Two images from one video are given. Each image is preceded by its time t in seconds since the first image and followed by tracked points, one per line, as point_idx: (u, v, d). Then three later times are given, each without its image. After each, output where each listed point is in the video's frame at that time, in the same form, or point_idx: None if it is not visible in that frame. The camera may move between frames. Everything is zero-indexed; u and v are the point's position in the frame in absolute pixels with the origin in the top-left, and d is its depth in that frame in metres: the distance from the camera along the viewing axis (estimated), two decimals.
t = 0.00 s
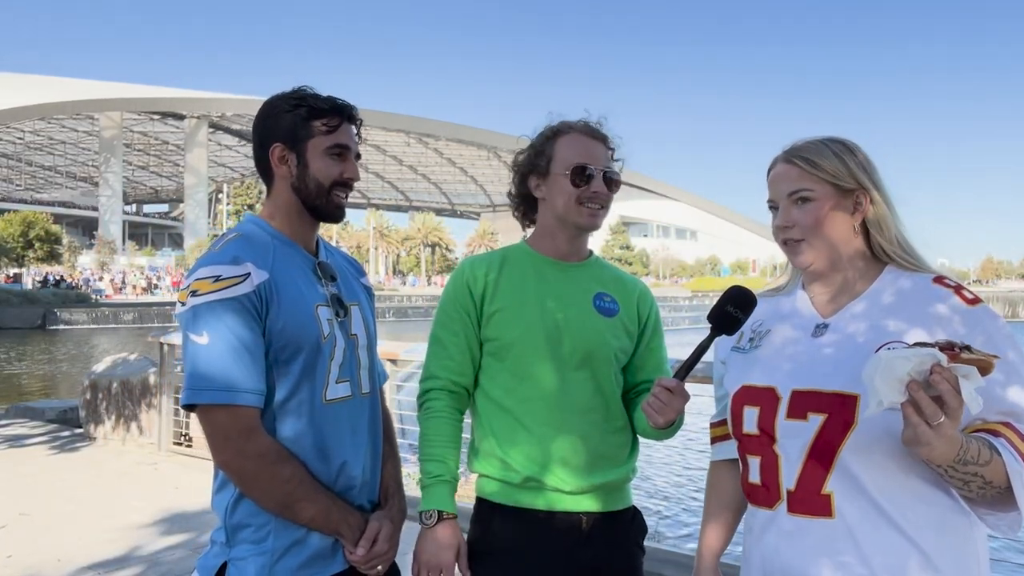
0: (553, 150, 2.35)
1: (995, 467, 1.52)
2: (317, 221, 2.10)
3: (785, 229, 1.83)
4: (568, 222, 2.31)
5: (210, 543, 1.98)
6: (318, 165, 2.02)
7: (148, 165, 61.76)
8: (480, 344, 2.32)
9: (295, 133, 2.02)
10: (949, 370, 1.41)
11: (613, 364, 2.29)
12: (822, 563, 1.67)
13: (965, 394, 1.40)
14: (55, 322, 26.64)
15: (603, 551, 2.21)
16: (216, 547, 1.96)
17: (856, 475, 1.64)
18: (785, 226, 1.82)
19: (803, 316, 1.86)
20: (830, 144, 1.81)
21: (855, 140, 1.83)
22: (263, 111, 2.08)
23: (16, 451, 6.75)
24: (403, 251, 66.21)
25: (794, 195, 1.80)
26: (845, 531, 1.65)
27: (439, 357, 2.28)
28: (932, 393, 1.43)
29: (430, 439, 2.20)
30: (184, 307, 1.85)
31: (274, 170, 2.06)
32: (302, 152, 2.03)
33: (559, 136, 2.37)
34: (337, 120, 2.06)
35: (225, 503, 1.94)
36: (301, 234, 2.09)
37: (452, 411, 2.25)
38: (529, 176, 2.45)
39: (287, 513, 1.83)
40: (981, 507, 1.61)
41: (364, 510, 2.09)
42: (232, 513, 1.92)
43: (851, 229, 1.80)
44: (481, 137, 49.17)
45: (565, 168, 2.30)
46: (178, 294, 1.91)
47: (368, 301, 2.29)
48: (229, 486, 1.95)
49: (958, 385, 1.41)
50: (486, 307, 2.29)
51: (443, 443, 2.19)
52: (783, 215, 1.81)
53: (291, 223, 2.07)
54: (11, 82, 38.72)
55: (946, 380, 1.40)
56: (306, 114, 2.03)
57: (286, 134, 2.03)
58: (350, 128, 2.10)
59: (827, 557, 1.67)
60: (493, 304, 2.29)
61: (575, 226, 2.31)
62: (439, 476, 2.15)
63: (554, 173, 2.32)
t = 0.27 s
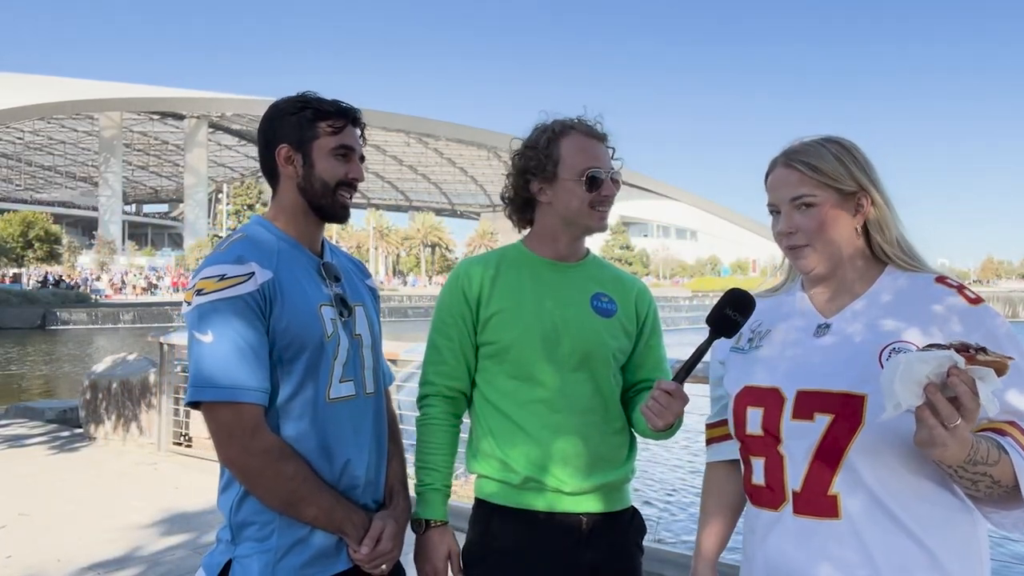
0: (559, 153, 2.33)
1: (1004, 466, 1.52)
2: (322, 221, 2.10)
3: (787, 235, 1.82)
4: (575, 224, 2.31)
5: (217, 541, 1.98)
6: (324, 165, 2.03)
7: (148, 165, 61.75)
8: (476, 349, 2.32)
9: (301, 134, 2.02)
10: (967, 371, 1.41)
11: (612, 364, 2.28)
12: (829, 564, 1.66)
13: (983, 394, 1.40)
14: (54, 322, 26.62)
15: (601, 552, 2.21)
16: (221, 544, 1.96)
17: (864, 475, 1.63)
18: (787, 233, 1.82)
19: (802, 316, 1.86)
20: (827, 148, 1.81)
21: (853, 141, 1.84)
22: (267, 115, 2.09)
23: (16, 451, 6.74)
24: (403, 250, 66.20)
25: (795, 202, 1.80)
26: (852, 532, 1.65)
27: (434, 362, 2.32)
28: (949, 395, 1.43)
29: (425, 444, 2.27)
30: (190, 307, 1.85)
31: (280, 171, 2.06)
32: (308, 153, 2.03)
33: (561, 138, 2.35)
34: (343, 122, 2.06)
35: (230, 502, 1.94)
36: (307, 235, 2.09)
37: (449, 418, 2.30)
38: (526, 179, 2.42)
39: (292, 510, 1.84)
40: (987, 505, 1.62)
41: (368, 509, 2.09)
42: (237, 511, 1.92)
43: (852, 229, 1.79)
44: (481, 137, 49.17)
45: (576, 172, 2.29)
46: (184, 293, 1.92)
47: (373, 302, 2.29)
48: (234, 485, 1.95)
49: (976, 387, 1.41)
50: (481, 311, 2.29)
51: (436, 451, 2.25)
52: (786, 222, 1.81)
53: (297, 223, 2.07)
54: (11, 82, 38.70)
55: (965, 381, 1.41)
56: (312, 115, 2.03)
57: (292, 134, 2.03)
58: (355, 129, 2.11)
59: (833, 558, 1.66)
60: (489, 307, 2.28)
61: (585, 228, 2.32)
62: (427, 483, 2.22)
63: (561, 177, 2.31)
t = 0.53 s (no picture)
0: (552, 151, 2.32)
1: (1005, 467, 1.52)
2: (327, 222, 2.09)
3: (792, 229, 1.82)
4: (571, 224, 2.31)
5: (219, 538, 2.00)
6: (328, 166, 2.02)
7: (148, 165, 61.74)
8: (472, 349, 2.32)
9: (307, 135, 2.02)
10: (972, 376, 1.41)
11: (609, 365, 2.28)
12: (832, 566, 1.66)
13: (987, 399, 1.40)
14: (54, 322, 26.61)
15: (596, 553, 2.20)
16: (223, 542, 1.98)
17: (866, 478, 1.63)
18: (790, 224, 1.82)
19: (802, 316, 1.86)
20: (836, 143, 1.81)
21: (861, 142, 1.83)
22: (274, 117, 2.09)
23: (15, 451, 6.74)
24: (403, 250, 66.21)
25: (802, 194, 1.79)
26: (855, 534, 1.64)
27: (429, 362, 2.30)
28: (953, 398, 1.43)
29: (420, 444, 2.25)
30: (192, 306, 1.86)
31: (285, 172, 2.06)
32: (313, 153, 2.03)
33: (555, 136, 2.35)
34: (348, 124, 2.06)
35: (230, 498, 1.95)
36: (312, 235, 2.08)
37: (444, 418, 2.28)
38: (519, 177, 2.42)
39: (289, 508, 1.83)
40: (988, 505, 1.61)
41: (367, 509, 2.08)
42: (237, 507, 1.93)
43: (854, 229, 1.79)
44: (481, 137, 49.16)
45: (569, 171, 2.29)
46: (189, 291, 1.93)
47: (378, 303, 2.28)
48: (235, 482, 1.96)
49: (981, 391, 1.41)
50: (477, 311, 2.29)
51: (432, 450, 2.23)
52: (790, 215, 1.81)
53: (301, 223, 2.06)
54: (11, 82, 38.68)
55: (969, 386, 1.40)
56: (318, 117, 2.03)
57: (299, 136, 2.03)
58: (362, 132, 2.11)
59: (835, 559, 1.65)
60: (485, 307, 2.28)
61: (580, 227, 2.32)
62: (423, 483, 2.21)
63: (554, 175, 2.31)
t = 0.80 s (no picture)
0: (549, 155, 2.31)
1: (1002, 468, 1.51)
2: (331, 224, 2.08)
3: (792, 220, 1.82)
4: (566, 230, 2.31)
5: (216, 537, 2.02)
6: (330, 167, 2.02)
7: (147, 165, 61.70)
8: (471, 351, 2.31)
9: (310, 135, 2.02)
10: (959, 379, 1.40)
11: (606, 365, 2.27)
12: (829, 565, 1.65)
13: (977, 402, 1.39)
14: (54, 322, 26.59)
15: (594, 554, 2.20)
16: (218, 540, 1.99)
17: (865, 478, 1.62)
18: (791, 218, 1.82)
19: (801, 314, 1.85)
20: (844, 141, 1.81)
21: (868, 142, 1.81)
22: (283, 117, 2.10)
23: (15, 451, 6.73)
24: (403, 250, 66.20)
25: (805, 186, 1.79)
26: (852, 534, 1.64)
27: (428, 366, 2.29)
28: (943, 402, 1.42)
29: (424, 447, 2.23)
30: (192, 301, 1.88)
31: (290, 172, 2.06)
32: (315, 154, 2.03)
33: (551, 139, 2.34)
34: (350, 125, 2.06)
35: (226, 495, 1.97)
36: (315, 236, 2.07)
37: (445, 421, 2.27)
38: (513, 180, 2.41)
39: (280, 504, 1.83)
40: (987, 507, 1.61)
41: (362, 510, 2.07)
42: (232, 505, 1.94)
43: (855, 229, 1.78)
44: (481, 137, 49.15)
45: (564, 177, 2.29)
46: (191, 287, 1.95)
47: (381, 305, 2.26)
48: (230, 478, 1.98)
49: (969, 394, 1.41)
50: (475, 313, 2.28)
51: (434, 454, 2.22)
52: (792, 207, 1.81)
53: (302, 223, 2.06)
54: (10, 82, 38.66)
55: (957, 389, 1.40)
56: (321, 118, 2.03)
57: (303, 137, 2.03)
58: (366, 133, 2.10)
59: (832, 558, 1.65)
60: (482, 309, 2.27)
61: (575, 233, 2.32)
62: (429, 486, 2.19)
63: (549, 181, 2.31)
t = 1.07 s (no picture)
0: (548, 148, 2.32)
1: (989, 471, 1.51)
2: (330, 225, 2.08)
3: (791, 220, 1.81)
4: (565, 223, 2.30)
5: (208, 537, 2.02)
6: (328, 168, 2.02)
7: (147, 165, 61.68)
8: (472, 352, 2.31)
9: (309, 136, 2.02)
10: (930, 378, 1.40)
11: (606, 365, 2.26)
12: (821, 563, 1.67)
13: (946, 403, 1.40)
14: (54, 322, 26.57)
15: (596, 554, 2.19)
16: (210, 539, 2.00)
17: (854, 478, 1.63)
18: (791, 217, 1.81)
19: (802, 313, 1.85)
20: (847, 140, 1.80)
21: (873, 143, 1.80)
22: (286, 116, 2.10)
23: (14, 451, 6.72)
24: (403, 250, 66.19)
25: (803, 186, 1.79)
26: (842, 533, 1.65)
27: (428, 368, 2.29)
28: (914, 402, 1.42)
29: (424, 452, 2.23)
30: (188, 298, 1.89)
31: (290, 173, 2.07)
32: (314, 154, 2.03)
33: (551, 133, 2.34)
34: (349, 125, 2.05)
35: (218, 494, 1.98)
36: (310, 235, 2.07)
37: (446, 423, 2.27)
38: (515, 175, 2.42)
39: (270, 503, 1.83)
40: (980, 511, 1.61)
41: (354, 511, 2.06)
42: (222, 504, 1.95)
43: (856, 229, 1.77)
44: (481, 137, 49.14)
45: (563, 169, 2.28)
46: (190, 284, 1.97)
47: (379, 306, 2.25)
48: (221, 477, 1.98)
49: (940, 394, 1.41)
50: (476, 314, 2.28)
51: (434, 458, 2.21)
52: (790, 207, 1.80)
53: (300, 223, 2.06)
54: (10, 81, 38.63)
55: (926, 389, 1.40)
56: (321, 119, 2.03)
57: (302, 138, 2.04)
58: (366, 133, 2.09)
59: (823, 556, 1.66)
60: (482, 310, 2.27)
61: (575, 227, 2.31)
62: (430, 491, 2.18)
63: (549, 172, 2.30)
